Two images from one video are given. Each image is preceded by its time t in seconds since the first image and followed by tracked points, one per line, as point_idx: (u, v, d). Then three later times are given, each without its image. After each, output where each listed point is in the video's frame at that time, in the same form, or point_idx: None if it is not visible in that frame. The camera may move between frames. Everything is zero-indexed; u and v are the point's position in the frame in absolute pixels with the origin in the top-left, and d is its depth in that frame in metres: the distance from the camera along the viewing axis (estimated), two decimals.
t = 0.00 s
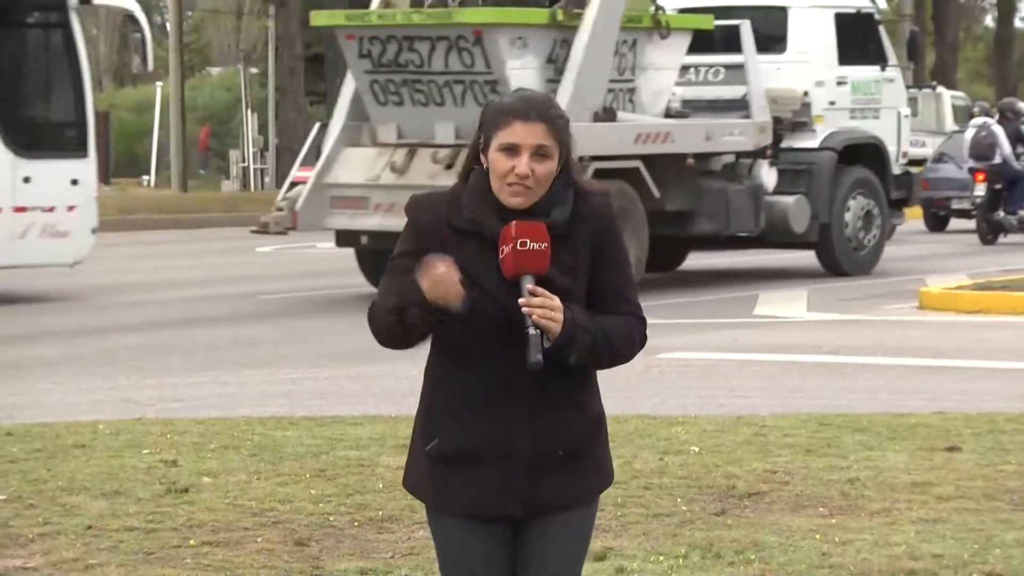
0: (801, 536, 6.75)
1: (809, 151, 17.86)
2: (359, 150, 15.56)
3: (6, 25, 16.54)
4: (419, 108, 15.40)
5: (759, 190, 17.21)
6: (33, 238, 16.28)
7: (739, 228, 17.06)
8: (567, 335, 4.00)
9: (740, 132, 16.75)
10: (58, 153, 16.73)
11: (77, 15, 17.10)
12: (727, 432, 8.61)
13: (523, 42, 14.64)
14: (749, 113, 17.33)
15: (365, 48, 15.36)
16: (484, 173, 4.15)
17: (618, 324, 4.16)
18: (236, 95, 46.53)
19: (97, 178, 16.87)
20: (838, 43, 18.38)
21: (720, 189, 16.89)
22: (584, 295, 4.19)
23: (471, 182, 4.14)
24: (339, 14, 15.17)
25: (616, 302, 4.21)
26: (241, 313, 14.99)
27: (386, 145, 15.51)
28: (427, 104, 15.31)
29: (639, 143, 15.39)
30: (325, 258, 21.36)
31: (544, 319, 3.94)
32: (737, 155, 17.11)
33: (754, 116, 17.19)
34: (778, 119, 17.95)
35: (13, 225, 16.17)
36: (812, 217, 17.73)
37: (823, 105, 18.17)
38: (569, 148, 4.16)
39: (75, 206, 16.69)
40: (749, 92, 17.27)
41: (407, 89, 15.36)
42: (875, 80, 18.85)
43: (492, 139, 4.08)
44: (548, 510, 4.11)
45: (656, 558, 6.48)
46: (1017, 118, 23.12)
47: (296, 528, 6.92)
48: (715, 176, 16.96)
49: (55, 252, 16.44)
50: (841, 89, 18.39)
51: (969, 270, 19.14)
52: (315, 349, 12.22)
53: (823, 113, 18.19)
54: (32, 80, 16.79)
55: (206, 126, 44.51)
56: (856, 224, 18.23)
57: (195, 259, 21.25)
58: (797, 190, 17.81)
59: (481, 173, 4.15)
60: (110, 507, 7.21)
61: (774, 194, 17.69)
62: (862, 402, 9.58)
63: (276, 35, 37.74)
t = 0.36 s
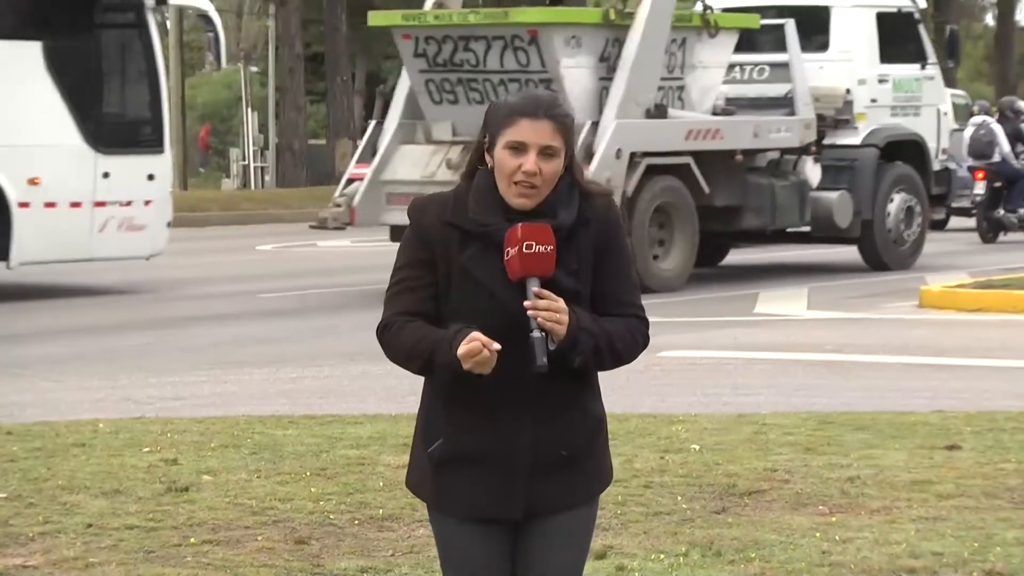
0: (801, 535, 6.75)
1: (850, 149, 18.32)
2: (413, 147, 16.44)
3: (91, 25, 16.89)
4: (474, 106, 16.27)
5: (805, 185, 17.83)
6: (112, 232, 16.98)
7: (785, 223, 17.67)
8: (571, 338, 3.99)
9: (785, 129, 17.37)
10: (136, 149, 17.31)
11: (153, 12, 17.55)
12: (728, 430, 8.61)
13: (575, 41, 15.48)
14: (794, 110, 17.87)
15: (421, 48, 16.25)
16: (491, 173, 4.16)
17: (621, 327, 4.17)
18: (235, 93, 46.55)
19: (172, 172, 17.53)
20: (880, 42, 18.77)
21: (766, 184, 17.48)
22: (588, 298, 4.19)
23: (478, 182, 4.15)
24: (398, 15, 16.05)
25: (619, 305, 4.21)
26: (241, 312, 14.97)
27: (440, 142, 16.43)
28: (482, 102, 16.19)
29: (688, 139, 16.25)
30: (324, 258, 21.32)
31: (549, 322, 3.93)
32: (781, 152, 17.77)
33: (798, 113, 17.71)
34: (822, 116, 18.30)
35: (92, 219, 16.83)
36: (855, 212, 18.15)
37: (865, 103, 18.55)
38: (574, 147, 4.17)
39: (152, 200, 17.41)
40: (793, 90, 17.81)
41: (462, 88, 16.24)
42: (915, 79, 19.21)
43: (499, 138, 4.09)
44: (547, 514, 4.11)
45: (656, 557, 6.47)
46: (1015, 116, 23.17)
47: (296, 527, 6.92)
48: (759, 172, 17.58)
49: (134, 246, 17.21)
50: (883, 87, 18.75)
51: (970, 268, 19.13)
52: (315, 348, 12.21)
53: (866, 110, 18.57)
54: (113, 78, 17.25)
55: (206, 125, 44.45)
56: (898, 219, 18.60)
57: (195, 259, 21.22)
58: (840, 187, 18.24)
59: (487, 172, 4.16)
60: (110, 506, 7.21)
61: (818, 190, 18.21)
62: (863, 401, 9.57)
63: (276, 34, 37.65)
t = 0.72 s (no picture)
0: (802, 535, 6.75)
1: (883, 147, 18.79)
2: (459, 146, 16.84)
3: (151, 26, 17.26)
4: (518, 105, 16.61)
5: (840, 184, 18.34)
6: (174, 229, 17.32)
7: (819, 221, 18.26)
8: (568, 325, 3.98)
9: (822, 128, 17.89)
10: (198, 148, 17.66)
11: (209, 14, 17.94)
12: (728, 431, 8.60)
13: (618, 42, 15.85)
14: (829, 110, 18.42)
15: (466, 48, 16.48)
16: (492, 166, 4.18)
17: (623, 323, 4.16)
18: (235, 92, 46.53)
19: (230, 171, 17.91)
20: (913, 43, 19.10)
21: (802, 183, 17.94)
22: (590, 293, 4.19)
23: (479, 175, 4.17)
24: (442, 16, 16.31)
25: (623, 300, 4.21)
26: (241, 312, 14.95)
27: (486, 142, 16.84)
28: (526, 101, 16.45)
29: (728, 138, 16.65)
30: (324, 258, 21.30)
31: (544, 307, 3.92)
32: (817, 151, 18.25)
33: (834, 112, 18.28)
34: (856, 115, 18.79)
35: (155, 216, 17.17)
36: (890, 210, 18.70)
37: (899, 102, 18.89)
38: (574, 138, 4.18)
39: (212, 197, 17.79)
40: (829, 91, 18.35)
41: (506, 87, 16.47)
42: (948, 78, 19.48)
43: (498, 128, 4.12)
44: (550, 512, 4.11)
45: (656, 557, 6.48)
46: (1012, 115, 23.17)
47: (296, 527, 6.92)
48: (795, 171, 18.03)
49: (194, 242, 17.54)
50: (916, 86, 19.08)
51: (970, 268, 19.13)
52: (316, 348, 12.20)
53: (899, 110, 18.90)
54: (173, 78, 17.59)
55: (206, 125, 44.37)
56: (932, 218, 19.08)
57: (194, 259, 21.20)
58: (874, 185, 18.71)
59: (489, 166, 4.18)
60: (110, 506, 7.20)
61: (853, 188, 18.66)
62: (863, 401, 9.57)
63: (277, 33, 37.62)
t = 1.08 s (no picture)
0: (802, 535, 6.76)
1: (911, 146, 19.12)
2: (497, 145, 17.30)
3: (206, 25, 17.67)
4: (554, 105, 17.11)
5: (868, 183, 18.59)
6: (223, 226, 17.83)
7: (851, 220, 18.46)
8: (571, 307, 3.98)
9: (851, 128, 18.18)
10: (245, 147, 18.10)
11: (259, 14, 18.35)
12: (729, 431, 8.62)
13: (653, 43, 16.54)
14: (857, 110, 18.72)
15: (501, 49, 17.00)
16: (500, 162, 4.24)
17: (631, 311, 4.14)
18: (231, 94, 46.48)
19: (278, 169, 18.35)
20: (939, 44, 19.41)
21: (832, 182, 18.24)
22: (598, 285, 4.19)
23: (488, 170, 4.22)
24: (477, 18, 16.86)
25: (633, 295, 4.20)
26: (236, 312, 14.94)
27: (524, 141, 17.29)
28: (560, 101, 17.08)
29: (760, 138, 17.08)
30: (323, 259, 21.31)
31: (549, 283, 3.93)
32: (845, 151, 18.51)
33: (862, 112, 18.58)
34: (884, 115, 19.11)
35: (205, 214, 17.68)
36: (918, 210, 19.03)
37: (926, 102, 19.25)
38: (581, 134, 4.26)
39: (260, 195, 18.26)
40: (857, 90, 18.66)
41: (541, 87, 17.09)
42: (972, 79, 19.79)
43: (505, 122, 4.20)
44: (562, 507, 4.10)
45: (657, 557, 6.49)
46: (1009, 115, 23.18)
47: (297, 527, 6.92)
48: (825, 170, 18.36)
49: (242, 239, 18.04)
50: (943, 87, 19.42)
51: (964, 269, 19.16)
52: (316, 349, 12.19)
53: (926, 110, 19.27)
54: (220, 77, 18.00)
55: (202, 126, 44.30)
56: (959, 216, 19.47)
57: (190, 260, 21.17)
58: (902, 185, 19.11)
59: (497, 163, 4.23)
60: (111, 507, 7.20)
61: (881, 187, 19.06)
62: (863, 401, 9.59)
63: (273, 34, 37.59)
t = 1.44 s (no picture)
0: (802, 534, 6.76)
1: (931, 145, 19.29)
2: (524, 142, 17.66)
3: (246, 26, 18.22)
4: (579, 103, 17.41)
5: (889, 180, 18.85)
6: (264, 221, 18.37)
7: (872, 216, 18.73)
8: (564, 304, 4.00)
9: (873, 126, 18.52)
10: (286, 142, 18.60)
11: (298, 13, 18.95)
12: (729, 429, 8.62)
13: (677, 41, 16.76)
14: (878, 108, 18.91)
15: (528, 48, 17.32)
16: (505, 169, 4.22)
17: (629, 312, 4.14)
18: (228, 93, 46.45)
19: (317, 164, 18.86)
20: (958, 42, 19.42)
21: (855, 179, 18.54)
22: (599, 286, 4.20)
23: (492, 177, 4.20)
24: (506, 18, 17.13)
25: (633, 296, 4.19)
26: (233, 310, 14.92)
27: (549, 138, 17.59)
28: (586, 100, 17.35)
29: (784, 135, 17.38)
30: (321, 259, 21.31)
31: (544, 286, 3.96)
32: (866, 148, 18.81)
33: (883, 110, 18.78)
34: (903, 114, 19.23)
35: (246, 209, 18.22)
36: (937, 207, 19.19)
37: (946, 101, 19.30)
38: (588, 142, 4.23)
39: (298, 190, 18.75)
40: (877, 89, 18.84)
41: (567, 86, 17.39)
42: (992, 77, 19.75)
43: (511, 130, 4.17)
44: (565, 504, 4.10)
45: (658, 556, 6.48)
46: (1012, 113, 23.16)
47: (298, 526, 6.91)
48: (847, 167, 18.66)
49: (282, 234, 18.58)
50: (963, 85, 19.44)
51: (962, 268, 19.16)
52: (316, 347, 12.18)
53: (947, 108, 19.33)
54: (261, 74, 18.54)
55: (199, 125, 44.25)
56: (978, 213, 19.58)
57: (186, 258, 21.15)
58: (921, 182, 19.30)
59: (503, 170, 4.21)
60: (111, 505, 7.19)
61: (902, 185, 19.26)
62: (864, 400, 9.59)
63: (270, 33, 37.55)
